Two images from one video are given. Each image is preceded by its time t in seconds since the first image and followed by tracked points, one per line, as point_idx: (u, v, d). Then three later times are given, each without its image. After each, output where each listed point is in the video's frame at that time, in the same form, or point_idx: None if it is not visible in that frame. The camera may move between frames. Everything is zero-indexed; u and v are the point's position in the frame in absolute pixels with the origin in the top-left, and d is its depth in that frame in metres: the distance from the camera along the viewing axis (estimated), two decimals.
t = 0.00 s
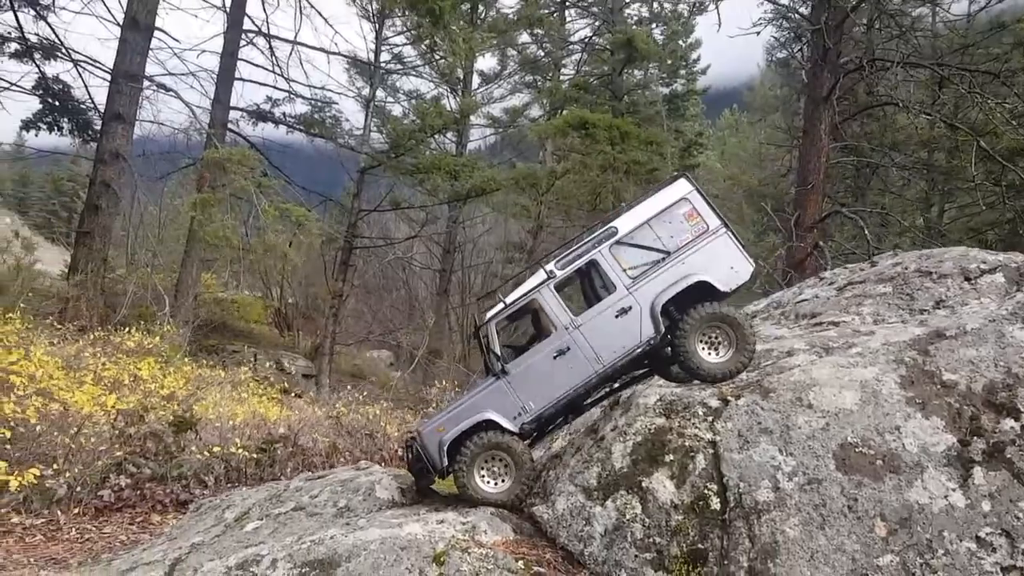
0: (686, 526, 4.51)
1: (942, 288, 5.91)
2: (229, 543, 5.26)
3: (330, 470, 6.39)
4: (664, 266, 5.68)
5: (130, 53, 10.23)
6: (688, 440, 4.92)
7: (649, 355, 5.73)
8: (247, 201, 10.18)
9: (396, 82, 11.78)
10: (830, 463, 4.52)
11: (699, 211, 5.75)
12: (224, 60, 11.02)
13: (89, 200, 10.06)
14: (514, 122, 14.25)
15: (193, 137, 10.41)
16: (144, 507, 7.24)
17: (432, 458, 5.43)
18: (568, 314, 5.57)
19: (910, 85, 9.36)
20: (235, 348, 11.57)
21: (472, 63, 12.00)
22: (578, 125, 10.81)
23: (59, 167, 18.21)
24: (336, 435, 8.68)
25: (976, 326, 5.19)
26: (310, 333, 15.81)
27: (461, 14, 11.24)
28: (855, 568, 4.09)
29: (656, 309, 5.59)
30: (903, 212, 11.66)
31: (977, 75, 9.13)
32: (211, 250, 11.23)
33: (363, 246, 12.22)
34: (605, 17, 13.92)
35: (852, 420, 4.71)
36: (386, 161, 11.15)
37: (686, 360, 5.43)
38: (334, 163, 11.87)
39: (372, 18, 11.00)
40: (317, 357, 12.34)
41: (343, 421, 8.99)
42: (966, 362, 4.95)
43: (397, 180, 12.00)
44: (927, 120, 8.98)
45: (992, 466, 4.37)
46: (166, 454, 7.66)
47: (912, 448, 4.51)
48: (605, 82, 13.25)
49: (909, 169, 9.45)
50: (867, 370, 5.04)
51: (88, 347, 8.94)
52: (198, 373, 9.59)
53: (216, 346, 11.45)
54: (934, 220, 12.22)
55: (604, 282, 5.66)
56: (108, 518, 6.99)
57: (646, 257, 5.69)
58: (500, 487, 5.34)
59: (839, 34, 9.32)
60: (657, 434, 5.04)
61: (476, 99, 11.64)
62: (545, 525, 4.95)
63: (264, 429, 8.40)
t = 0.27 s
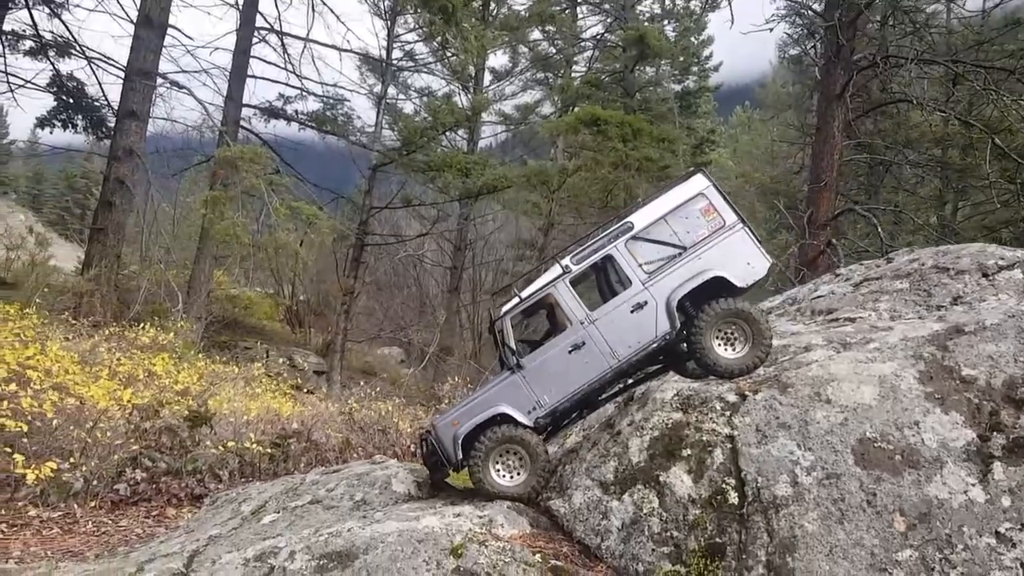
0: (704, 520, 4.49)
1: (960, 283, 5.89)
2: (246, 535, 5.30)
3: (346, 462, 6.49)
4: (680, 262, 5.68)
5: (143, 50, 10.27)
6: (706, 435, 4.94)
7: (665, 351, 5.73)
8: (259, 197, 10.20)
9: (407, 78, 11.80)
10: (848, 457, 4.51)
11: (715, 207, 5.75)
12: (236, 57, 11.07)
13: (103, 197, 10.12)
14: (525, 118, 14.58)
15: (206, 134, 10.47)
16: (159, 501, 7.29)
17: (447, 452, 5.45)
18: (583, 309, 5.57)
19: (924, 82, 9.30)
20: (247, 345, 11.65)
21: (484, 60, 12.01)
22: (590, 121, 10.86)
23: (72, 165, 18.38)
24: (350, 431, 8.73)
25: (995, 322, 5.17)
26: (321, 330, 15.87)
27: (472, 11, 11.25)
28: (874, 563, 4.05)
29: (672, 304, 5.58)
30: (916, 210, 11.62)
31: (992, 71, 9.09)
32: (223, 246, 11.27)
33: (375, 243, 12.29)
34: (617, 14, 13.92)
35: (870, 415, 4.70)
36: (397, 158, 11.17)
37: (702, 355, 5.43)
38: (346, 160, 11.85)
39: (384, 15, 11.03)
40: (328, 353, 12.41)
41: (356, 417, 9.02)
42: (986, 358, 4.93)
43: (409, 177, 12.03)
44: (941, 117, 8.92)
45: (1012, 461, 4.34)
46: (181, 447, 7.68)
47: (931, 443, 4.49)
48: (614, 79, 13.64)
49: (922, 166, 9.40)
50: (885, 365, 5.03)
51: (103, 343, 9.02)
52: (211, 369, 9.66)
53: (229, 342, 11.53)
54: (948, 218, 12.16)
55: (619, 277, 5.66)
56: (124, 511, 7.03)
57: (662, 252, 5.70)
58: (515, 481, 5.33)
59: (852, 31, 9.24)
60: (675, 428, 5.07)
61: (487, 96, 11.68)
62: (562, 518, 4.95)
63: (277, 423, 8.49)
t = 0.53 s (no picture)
0: (720, 514, 4.48)
1: (976, 278, 5.88)
2: (263, 529, 5.34)
3: (359, 458, 6.54)
4: (695, 257, 5.68)
5: (153, 47, 10.30)
6: (722, 429, 4.94)
7: (679, 347, 5.73)
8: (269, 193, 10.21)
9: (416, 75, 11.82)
10: (865, 452, 4.50)
11: (731, 202, 5.75)
12: (246, 54, 11.10)
13: (114, 193, 10.16)
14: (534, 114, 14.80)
15: (217, 131, 10.51)
16: (173, 496, 7.34)
17: (461, 447, 5.44)
18: (598, 304, 5.58)
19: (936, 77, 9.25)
20: (257, 342, 11.71)
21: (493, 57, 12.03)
22: (600, 117, 10.89)
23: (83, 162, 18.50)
24: (362, 427, 8.78)
25: (1013, 317, 5.15)
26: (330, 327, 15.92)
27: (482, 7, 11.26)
28: (891, 557, 4.00)
29: (687, 299, 5.58)
30: (927, 207, 11.59)
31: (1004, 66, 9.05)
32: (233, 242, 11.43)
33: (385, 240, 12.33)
34: (626, 10, 13.94)
35: (887, 410, 4.69)
36: (407, 155, 11.20)
37: (717, 350, 5.42)
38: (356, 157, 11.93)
39: (393, 11, 11.05)
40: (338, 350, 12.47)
41: (367, 413, 9.06)
42: (1003, 353, 4.92)
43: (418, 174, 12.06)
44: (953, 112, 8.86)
45: None
46: (194, 443, 7.69)
47: (949, 438, 4.47)
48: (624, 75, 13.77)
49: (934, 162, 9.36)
50: (902, 360, 5.03)
51: (115, 339, 9.07)
52: (222, 365, 9.71)
53: (239, 338, 11.59)
54: (960, 214, 12.11)
55: (634, 272, 5.66)
56: (138, 506, 7.09)
57: (677, 247, 5.70)
58: (531, 475, 5.33)
59: (863, 26, 9.15)
60: (691, 422, 5.08)
61: (497, 93, 11.69)
62: (578, 513, 4.95)
63: (289, 419, 8.56)
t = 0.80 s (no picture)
0: (728, 510, 4.49)
1: (983, 274, 5.87)
2: (271, 523, 5.37)
3: (365, 454, 6.59)
4: (703, 253, 5.68)
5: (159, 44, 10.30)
6: (729, 424, 4.95)
7: (686, 343, 5.73)
8: (275, 189, 10.23)
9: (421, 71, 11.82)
10: (873, 447, 4.50)
11: (739, 198, 5.75)
12: (251, 51, 11.11)
13: (120, 190, 10.17)
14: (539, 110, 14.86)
15: (222, 127, 10.52)
16: (180, 491, 7.40)
17: (468, 443, 5.44)
18: (605, 300, 5.58)
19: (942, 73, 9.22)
20: (262, 338, 11.75)
21: (498, 53, 12.03)
22: (606, 114, 10.92)
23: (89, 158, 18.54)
24: (368, 423, 8.81)
25: (1021, 313, 5.14)
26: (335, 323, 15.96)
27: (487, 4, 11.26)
28: (899, 552, 3.99)
29: (694, 295, 5.58)
30: (933, 203, 11.57)
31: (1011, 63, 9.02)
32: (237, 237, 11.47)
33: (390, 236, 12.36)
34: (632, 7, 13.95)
35: (894, 406, 4.69)
36: (412, 151, 11.21)
37: (724, 346, 5.42)
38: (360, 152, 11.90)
39: (398, 7, 11.05)
40: (343, 346, 12.50)
41: (373, 410, 9.09)
42: (1011, 348, 4.92)
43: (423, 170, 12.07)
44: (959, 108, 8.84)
45: None
46: (201, 438, 7.71)
47: (957, 434, 4.47)
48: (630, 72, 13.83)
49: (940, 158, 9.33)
50: (909, 356, 5.03)
51: (122, 334, 9.11)
52: (228, 361, 9.76)
53: (244, 334, 11.63)
54: (966, 211, 12.09)
55: (641, 268, 5.67)
56: (145, 501, 7.14)
57: (684, 243, 5.70)
58: (538, 469, 5.33)
59: (869, 22, 9.13)
60: (699, 418, 5.08)
61: (502, 89, 11.70)
62: (585, 508, 4.96)
63: (295, 415, 8.59)
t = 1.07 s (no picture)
0: (733, 506, 4.50)
1: (988, 271, 5.87)
2: (277, 520, 5.39)
3: (370, 451, 6.66)
4: (708, 250, 5.68)
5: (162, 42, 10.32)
6: (735, 421, 4.95)
7: (691, 340, 5.73)
8: (278, 188, 10.25)
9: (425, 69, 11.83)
10: (879, 443, 4.50)
11: (744, 195, 5.76)
12: (255, 49, 11.12)
13: (124, 188, 10.19)
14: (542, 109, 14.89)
15: (226, 126, 10.53)
16: (186, 488, 7.44)
17: (473, 439, 5.47)
18: (610, 297, 5.59)
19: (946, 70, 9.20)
20: (267, 336, 11.79)
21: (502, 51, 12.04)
22: (610, 112, 10.94)
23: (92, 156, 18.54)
24: (373, 420, 8.86)
25: None
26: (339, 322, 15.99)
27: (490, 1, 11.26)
28: (904, 548, 3.99)
29: (700, 292, 5.58)
30: (937, 201, 11.56)
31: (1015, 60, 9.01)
32: (241, 235, 11.51)
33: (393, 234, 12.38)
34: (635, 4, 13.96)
35: (900, 402, 4.70)
36: (416, 150, 11.22)
37: (729, 343, 5.43)
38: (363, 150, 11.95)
39: (402, 6, 11.06)
40: (347, 344, 12.54)
41: (377, 407, 9.12)
42: (1016, 345, 4.92)
43: (427, 168, 12.09)
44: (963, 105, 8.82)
45: None
46: (206, 436, 7.84)
47: (962, 430, 4.47)
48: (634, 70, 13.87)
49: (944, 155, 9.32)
50: (915, 352, 5.03)
51: (127, 333, 9.14)
52: (233, 359, 9.80)
53: (248, 333, 11.66)
54: (970, 208, 12.07)
55: (647, 265, 5.68)
56: (151, 498, 7.19)
57: (690, 240, 5.70)
58: (543, 466, 5.33)
59: (873, 20, 9.12)
60: (704, 415, 5.09)
61: (505, 88, 11.71)
62: (591, 504, 4.97)
63: (299, 412, 8.63)
